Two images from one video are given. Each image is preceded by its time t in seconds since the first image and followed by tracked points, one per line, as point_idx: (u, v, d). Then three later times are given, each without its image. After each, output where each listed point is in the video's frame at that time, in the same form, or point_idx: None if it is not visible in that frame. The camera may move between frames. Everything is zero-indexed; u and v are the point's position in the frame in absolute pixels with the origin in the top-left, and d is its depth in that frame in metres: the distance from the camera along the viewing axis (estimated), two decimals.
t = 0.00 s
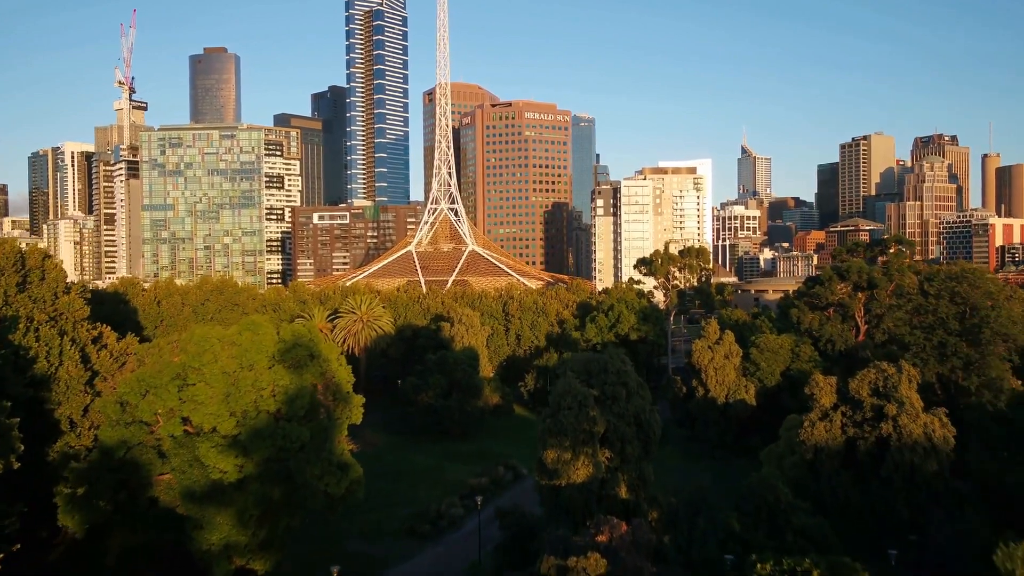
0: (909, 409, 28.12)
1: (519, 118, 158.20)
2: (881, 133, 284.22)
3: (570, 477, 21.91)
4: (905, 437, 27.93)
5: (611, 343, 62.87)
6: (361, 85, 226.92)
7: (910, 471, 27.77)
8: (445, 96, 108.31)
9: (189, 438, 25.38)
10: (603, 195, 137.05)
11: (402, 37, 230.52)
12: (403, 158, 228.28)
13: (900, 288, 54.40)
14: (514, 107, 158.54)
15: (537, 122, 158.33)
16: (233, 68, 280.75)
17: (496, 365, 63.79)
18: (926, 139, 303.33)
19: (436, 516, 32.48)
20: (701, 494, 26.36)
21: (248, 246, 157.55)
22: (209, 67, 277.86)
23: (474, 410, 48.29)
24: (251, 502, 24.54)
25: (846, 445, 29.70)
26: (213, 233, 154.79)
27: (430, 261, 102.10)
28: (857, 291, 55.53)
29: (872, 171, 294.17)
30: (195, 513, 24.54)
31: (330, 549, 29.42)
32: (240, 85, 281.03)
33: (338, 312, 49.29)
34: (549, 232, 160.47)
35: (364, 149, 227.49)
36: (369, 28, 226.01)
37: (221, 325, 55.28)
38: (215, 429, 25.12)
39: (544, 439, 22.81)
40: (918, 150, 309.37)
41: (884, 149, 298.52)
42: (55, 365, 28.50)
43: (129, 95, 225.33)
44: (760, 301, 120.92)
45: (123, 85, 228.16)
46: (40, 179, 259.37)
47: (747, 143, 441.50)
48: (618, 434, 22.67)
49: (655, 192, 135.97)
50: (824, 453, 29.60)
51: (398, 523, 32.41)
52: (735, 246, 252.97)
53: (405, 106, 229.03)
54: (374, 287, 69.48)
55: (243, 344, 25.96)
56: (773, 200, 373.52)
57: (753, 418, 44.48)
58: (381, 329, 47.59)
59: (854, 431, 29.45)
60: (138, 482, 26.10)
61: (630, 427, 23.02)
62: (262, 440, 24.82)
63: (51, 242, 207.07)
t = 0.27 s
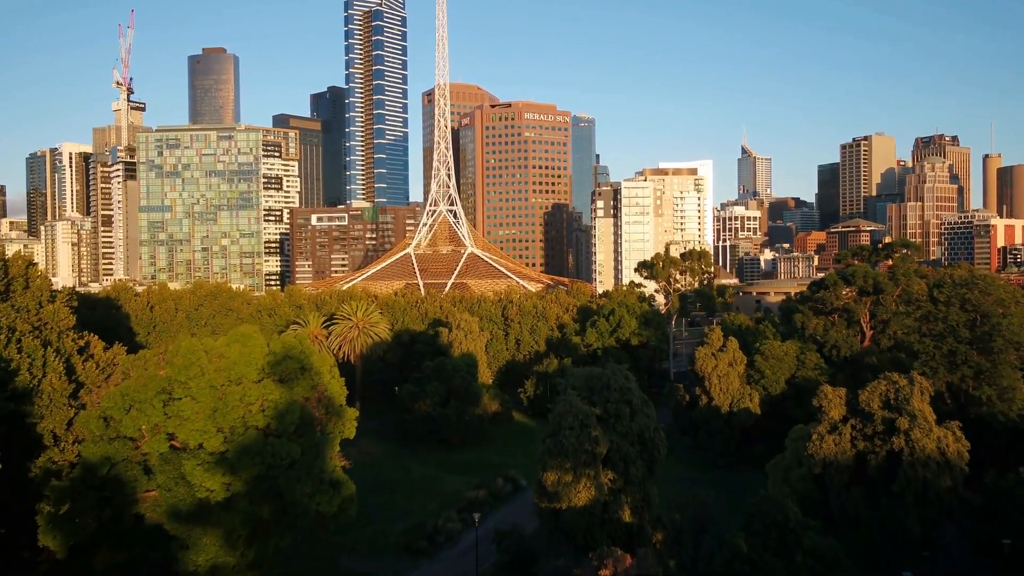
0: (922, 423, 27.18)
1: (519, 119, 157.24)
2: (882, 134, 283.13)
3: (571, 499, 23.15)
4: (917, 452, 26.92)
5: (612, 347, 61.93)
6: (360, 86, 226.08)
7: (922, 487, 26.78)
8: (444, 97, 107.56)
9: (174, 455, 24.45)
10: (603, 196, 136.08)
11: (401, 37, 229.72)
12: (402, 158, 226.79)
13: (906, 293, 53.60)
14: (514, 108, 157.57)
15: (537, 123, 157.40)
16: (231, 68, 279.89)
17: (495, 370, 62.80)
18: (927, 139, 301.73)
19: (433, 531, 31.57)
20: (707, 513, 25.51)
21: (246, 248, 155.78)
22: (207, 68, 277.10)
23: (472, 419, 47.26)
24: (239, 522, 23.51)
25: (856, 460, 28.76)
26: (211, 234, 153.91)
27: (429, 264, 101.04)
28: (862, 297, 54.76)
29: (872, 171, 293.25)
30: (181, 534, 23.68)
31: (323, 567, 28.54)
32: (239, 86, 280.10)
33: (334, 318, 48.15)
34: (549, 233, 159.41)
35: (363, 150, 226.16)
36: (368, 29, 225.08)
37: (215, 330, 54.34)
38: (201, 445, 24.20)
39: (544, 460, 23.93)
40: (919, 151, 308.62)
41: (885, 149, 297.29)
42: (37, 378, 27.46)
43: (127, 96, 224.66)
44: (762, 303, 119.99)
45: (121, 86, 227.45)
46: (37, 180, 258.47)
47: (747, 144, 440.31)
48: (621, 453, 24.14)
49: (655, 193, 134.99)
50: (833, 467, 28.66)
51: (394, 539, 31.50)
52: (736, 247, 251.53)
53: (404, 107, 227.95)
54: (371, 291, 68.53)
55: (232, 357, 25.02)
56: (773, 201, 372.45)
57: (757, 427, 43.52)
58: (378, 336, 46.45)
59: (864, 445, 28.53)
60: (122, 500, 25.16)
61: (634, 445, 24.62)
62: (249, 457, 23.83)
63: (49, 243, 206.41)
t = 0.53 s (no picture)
0: (933, 436, 26.33)
1: (519, 120, 156.28)
2: (883, 134, 282.09)
3: (573, 523, 22.94)
4: (929, 465, 26.06)
5: (613, 352, 61.09)
6: (359, 87, 225.28)
7: (934, 501, 25.91)
8: (442, 98, 106.63)
9: (160, 471, 23.61)
10: (604, 198, 135.07)
11: (401, 37, 228.82)
12: (401, 159, 225.67)
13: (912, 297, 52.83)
14: (514, 108, 156.64)
15: (537, 123, 156.45)
16: (231, 68, 278.86)
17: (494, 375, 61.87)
18: (927, 140, 300.59)
19: (430, 545, 30.76)
20: (712, 530, 24.75)
21: (245, 250, 155.48)
22: (206, 68, 276.17)
23: (471, 426, 46.36)
24: (228, 540, 22.76)
25: (865, 473, 27.92)
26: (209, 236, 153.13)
27: (428, 267, 100.17)
28: (867, 301, 53.95)
29: (873, 172, 292.15)
30: (168, 553, 22.93)
31: None
32: (239, 86, 279.04)
33: (331, 323, 47.24)
34: (549, 235, 158.52)
35: (363, 151, 225.14)
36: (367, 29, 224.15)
37: (210, 335, 53.46)
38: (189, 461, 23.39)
39: (543, 481, 23.56)
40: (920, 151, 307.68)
41: (886, 149, 296.10)
42: (21, 389, 26.58)
43: (125, 97, 223.83)
44: (763, 305, 119.21)
45: (120, 86, 226.55)
46: (35, 180, 257.63)
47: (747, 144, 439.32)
48: (624, 473, 23.94)
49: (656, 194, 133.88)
50: (842, 481, 27.83)
51: (390, 553, 30.70)
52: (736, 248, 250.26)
53: (404, 107, 226.93)
54: (368, 296, 67.68)
55: (220, 370, 24.24)
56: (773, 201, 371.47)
57: (762, 435, 42.65)
58: (375, 342, 45.52)
59: (874, 458, 27.66)
60: (107, 517, 24.33)
61: (638, 464, 24.24)
62: (238, 474, 22.98)
63: (46, 244, 205.48)
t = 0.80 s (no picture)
0: (947, 450, 25.45)
1: (518, 121, 155.38)
2: (883, 134, 281.14)
3: (574, 546, 22.22)
4: (942, 480, 25.19)
5: (614, 356, 60.27)
6: (359, 87, 224.49)
7: (947, 518, 25.06)
8: (440, 99, 105.67)
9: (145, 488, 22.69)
10: (604, 199, 134.22)
11: (400, 38, 227.96)
12: (401, 159, 224.73)
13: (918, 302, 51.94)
14: (513, 109, 155.77)
15: (537, 124, 155.58)
16: (230, 69, 278.20)
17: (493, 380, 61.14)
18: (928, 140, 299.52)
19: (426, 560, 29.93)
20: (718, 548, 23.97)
21: (243, 251, 154.74)
22: (205, 69, 275.43)
23: (470, 433, 45.51)
24: (216, 560, 21.95)
25: (875, 488, 27.10)
26: (207, 237, 152.44)
27: (427, 269, 99.38)
28: (873, 305, 52.94)
29: (874, 172, 291.33)
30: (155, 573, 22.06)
31: None
32: (238, 87, 278.31)
33: (327, 329, 46.37)
34: (549, 236, 157.65)
35: (362, 151, 224.19)
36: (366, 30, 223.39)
37: (205, 341, 52.61)
38: (174, 479, 22.47)
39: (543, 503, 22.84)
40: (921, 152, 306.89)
41: (887, 149, 295.10)
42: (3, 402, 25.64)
43: (124, 97, 223.12)
44: (765, 307, 118.38)
45: (118, 87, 225.79)
46: (33, 182, 256.90)
47: (747, 144, 439.03)
48: (628, 495, 23.28)
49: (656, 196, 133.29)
50: (851, 496, 27.05)
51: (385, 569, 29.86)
52: (737, 248, 249.19)
53: (403, 108, 226.03)
54: (365, 300, 66.90)
55: (209, 383, 23.42)
56: (773, 202, 370.78)
57: (766, 443, 41.81)
58: (372, 349, 44.66)
59: (885, 472, 26.81)
60: (91, 535, 23.46)
61: (643, 485, 23.55)
62: (226, 492, 22.10)
63: (45, 245, 204.72)
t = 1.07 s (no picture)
0: (961, 465, 24.56)
1: (518, 121, 154.49)
2: (884, 134, 280.09)
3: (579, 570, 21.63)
4: (956, 496, 24.28)
5: (614, 361, 59.39)
6: (358, 88, 223.59)
7: (961, 535, 24.17)
8: (440, 99, 104.72)
9: (130, 507, 21.82)
10: (604, 201, 133.32)
11: (400, 38, 227.03)
12: (400, 160, 223.86)
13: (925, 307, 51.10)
14: (513, 110, 154.85)
15: (537, 125, 154.70)
16: (229, 70, 277.32)
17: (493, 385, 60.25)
18: (929, 140, 298.50)
19: None
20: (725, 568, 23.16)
21: (241, 252, 153.90)
22: (205, 69, 274.55)
23: (469, 441, 44.68)
24: None
25: (886, 503, 26.23)
26: (205, 239, 151.75)
27: (426, 271, 98.64)
28: (878, 310, 52.11)
29: (875, 172, 290.37)
30: None
31: None
32: (237, 88, 277.48)
33: (323, 335, 45.43)
34: (549, 237, 156.76)
35: (361, 152, 223.32)
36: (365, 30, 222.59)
37: (199, 346, 51.65)
38: (160, 498, 21.57)
39: (544, 526, 22.26)
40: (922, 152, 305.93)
41: (887, 150, 294.16)
42: None
43: (122, 98, 222.34)
44: (766, 309, 117.59)
45: (116, 87, 224.94)
46: (32, 182, 256.13)
47: (747, 144, 438.28)
48: (632, 518, 22.62)
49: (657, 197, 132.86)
50: (861, 511, 26.19)
51: None
52: (737, 249, 248.33)
53: (402, 108, 225.11)
54: (362, 304, 66.10)
55: (196, 397, 22.54)
56: (774, 202, 370.02)
57: (771, 452, 40.96)
58: (369, 356, 43.73)
59: (896, 487, 25.93)
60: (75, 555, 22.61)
61: (647, 507, 22.92)
62: (214, 512, 21.23)
63: (43, 246, 203.98)
